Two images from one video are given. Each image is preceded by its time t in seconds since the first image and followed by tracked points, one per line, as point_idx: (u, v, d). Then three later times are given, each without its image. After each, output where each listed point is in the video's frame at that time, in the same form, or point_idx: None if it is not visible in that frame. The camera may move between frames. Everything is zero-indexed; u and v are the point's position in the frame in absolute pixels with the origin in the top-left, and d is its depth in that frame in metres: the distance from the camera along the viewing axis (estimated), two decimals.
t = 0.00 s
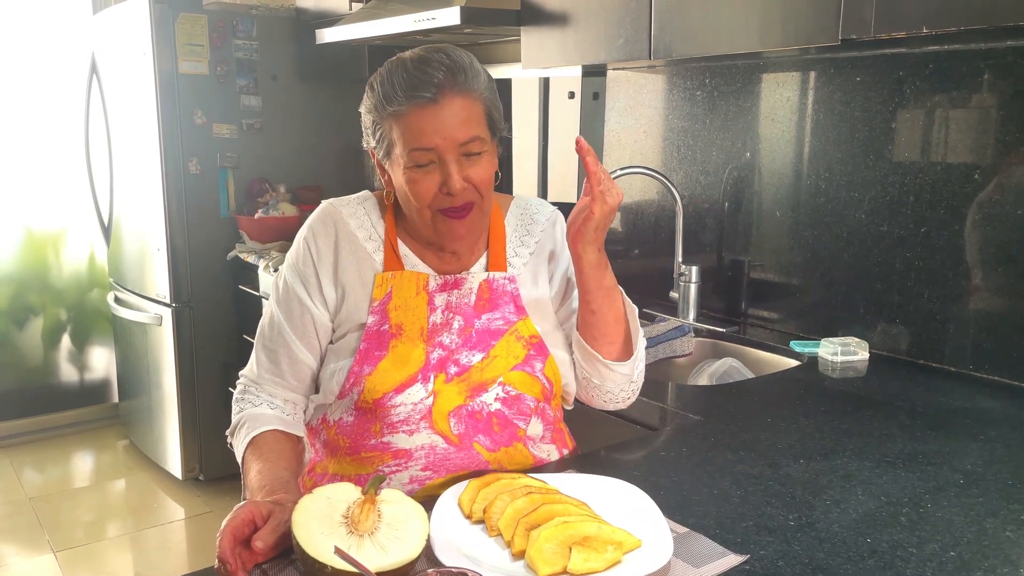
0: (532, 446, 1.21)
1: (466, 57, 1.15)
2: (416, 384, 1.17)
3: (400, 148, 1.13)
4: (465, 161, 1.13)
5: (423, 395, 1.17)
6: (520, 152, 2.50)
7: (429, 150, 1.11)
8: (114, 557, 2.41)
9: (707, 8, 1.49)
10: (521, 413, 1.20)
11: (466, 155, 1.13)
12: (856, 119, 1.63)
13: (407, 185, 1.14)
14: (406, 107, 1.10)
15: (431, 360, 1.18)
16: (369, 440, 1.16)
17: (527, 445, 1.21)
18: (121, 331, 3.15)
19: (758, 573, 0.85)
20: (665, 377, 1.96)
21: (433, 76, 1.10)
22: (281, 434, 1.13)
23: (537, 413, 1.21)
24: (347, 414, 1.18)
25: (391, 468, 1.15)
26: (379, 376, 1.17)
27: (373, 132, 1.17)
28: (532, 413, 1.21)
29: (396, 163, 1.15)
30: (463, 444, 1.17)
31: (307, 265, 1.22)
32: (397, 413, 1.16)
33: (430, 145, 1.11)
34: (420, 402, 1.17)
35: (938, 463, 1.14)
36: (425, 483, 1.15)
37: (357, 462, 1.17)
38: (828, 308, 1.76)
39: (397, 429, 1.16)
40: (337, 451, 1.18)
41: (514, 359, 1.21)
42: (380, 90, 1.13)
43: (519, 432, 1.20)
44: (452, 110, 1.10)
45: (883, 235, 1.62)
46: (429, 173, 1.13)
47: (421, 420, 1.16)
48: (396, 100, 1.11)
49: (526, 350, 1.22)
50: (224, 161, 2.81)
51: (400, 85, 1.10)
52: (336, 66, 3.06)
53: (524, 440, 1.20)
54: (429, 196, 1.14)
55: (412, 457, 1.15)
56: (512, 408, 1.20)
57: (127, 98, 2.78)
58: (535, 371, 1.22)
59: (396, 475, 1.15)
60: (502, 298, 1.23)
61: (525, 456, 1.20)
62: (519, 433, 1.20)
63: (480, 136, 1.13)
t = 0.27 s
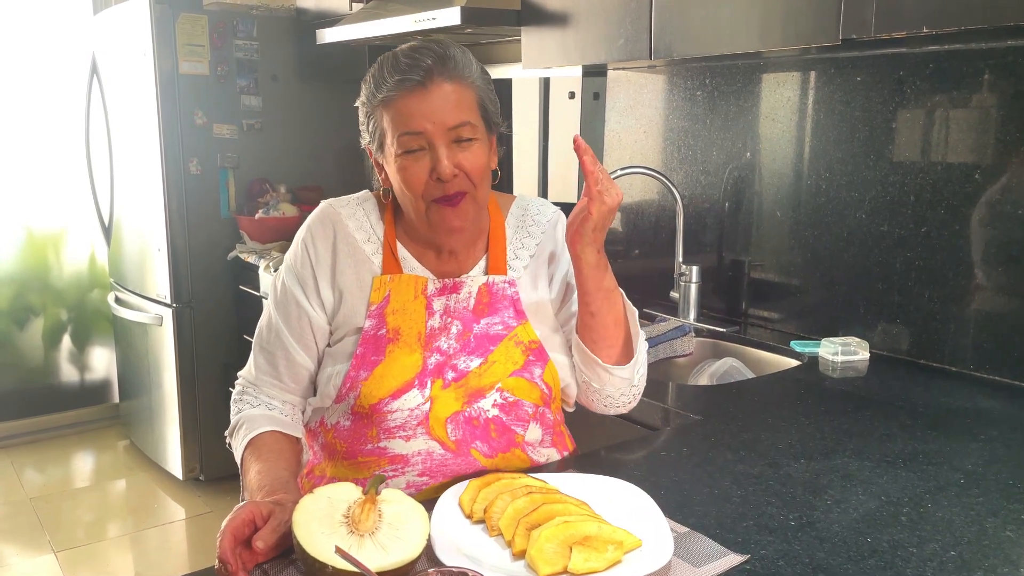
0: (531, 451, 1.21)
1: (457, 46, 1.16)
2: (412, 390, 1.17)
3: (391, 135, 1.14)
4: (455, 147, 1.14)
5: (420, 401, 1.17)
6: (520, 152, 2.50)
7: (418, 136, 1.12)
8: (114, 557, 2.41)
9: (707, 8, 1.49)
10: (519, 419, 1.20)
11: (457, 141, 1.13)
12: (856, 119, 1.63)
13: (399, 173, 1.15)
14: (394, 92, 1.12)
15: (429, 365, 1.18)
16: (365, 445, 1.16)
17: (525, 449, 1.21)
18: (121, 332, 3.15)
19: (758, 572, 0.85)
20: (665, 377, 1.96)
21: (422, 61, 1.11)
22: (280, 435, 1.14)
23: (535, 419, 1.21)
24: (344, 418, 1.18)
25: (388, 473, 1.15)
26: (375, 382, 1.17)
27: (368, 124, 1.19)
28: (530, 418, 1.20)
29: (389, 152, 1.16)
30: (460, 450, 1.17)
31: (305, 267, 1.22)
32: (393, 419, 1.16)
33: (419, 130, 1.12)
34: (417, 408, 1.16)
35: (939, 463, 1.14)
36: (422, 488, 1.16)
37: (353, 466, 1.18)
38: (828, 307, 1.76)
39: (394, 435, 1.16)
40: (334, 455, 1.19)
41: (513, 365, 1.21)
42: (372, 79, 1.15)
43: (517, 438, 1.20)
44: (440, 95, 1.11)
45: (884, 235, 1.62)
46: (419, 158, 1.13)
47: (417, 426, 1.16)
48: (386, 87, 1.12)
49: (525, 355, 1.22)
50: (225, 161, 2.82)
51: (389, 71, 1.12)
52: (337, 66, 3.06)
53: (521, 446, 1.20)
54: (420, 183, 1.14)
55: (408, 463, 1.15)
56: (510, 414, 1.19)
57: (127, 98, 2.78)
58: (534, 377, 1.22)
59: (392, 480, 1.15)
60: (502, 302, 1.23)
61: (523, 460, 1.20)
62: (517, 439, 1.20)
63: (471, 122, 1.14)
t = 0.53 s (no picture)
0: (527, 456, 1.22)
1: (446, 44, 1.18)
2: (408, 396, 1.17)
3: (381, 134, 1.16)
4: (443, 144, 1.15)
5: (415, 407, 1.17)
6: (520, 153, 2.50)
7: (406, 133, 1.14)
8: (115, 558, 2.42)
9: (706, 9, 1.50)
10: (516, 425, 1.21)
11: (445, 138, 1.15)
12: (855, 121, 1.64)
13: (388, 172, 1.17)
14: (382, 91, 1.14)
15: (425, 370, 1.19)
16: (360, 450, 1.17)
17: (521, 454, 1.22)
18: (122, 332, 3.16)
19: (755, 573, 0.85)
20: (665, 378, 1.97)
21: (410, 59, 1.13)
22: (278, 438, 1.14)
23: (532, 424, 1.22)
24: (340, 423, 1.19)
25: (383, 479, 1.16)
26: (370, 388, 1.17)
27: (359, 125, 1.21)
28: (527, 424, 1.22)
29: (379, 151, 1.18)
30: (456, 455, 1.17)
31: (301, 272, 1.22)
32: (388, 424, 1.17)
33: (407, 127, 1.14)
34: (412, 413, 1.17)
35: (936, 463, 1.14)
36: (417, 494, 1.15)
37: (350, 471, 1.18)
38: (827, 308, 1.76)
39: (389, 440, 1.16)
40: (331, 459, 1.20)
41: (509, 370, 1.22)
42: (361, 80, 1.17)
43: (513, 443, 1.21)
44: (428, 93, 1.13)
45: (882, 236, 1.62)
46: (408, 156, 1.15)
47: (413, 431, 1.17)
48: (374, 86, 1.14)
49: (522, 361, 1.23)
50: (225, 162, 2.82)
51: (377, 70, 1.14)
52: (337, 67, 3.07)
53: (518, 451, 1.21)
54: (408, 180, 1.16)
55: (404, 468, 1.15)
56: (507, 420, 1.21)
57: (128, 100, 2.79)
58: (531, 383, 1.22)
59: (388, 485, 1.15)
60: (498, 308, 1.24)
61: (520, 465, 1.21)
62: (513, 444, 1.21)
63: (459, 119, 1.16)
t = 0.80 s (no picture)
0: (525, 455, 1.22)
1: (436, 44, 1.19)
2: (405, 395, 1.17)
3: (371, 132, 1.17)
4: (432, 139, 1.16)
5: (412, 406, 1.17)
6: (520, 154, 2.51)
7: (395, 129, 1.15)
8: (115, 560, 2.42)
9: (706, 11, 1.50)
10: (513, 423, 1.22)
11: (434, 134, 1.16)
12: (854, 122, 1.64)
13: (378, 169, 1.18)
14: (372, 88, 1.15)
15: (421, 369, 1.19)
16: (359, 450, 1.17)
17: (519, 454, 1.22)
18: (121, 334, 3.16)
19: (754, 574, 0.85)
20: (664, 379, 1.97)
21: (399, 57, 1.14)
22: (278, 440, 1.14)
23: (530, 423, 1.23)
24: (337, 423, 1.19)
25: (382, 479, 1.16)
26: (367, 387, 1.17)
27: (351, 125, 1.22)
28: (524, 423, 1.23)
29: (370, 149, 1.19)
30: (453, 455, 1.17)
31: (297, 273, 1.23)
32: (386, 423, 1.17)
33: (396, 124, 1.15)
34: (410, 413, 1.17)
35: (935, 464, 1.14)
36: (416, 493, 1.15)
37: (348, 471, 1.18)
38: (826, 309, 1.76)
39: (387, 439, 1.16)
40: (329, 459, 1.20)
41: (506, 369, 1.22)
42: (352, 79, 1.19)
43: (511, 442, 1.21)
44: (416, 89, 1.14)
45: (881, 237, 1.63)
46: (397, 152, 1.16)
47: (410, 431, 1.16)
48: (363, 85, 1.15)
49: (518, 360, 1.23)
50: (225, 164, 2.82)
51: (367, 68, 1.15)
52: (337, 69, 3.07)
53: (515, 450, 1.21)
54: (398, 176, 1.16)
55: (402, 468, 1.15)
56: (504, 419, 1.21)
57: (127, 101, 2.79)
58: (528, 381, 1.23)
59: (387, 485, 1.15)
60: (494, 307, 1.24)
61: (517, 464, 1.21)
62: (511, 443, 1.21)
63: (448, 115, 1.17)
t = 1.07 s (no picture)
0: (523, 452, 1.20)
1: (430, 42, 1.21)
2: (403, 391, 1.17)
3: (367, 127, 1.19)
4: (427, 133, 1.17)
5: (410, 402, 1.17)
6: (519, 155, 2.51)
7: (390, 124, 1.16)
8: (114, 560, 2.41)
9: (705, 12, 1.50)
10: (509, 420, 1.20)
11: (429, 127, 1.17)
12: (852, 123, 1.64)
13: (375, 164, 1.19)
14: (367, 84, 1.17)
15: (419, 366, 1.18)
16: (357, 447, 1.17)
17: (517, 451, 1.20)
18: (120, 334, 3.16)
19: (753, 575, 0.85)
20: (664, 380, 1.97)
21: (394, 53, 1.16)
22: (277, 440, 1.14)
23: (528, 420, 1.21)
24: (336, 420, 1.19)
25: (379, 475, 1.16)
26: (365, 383, 1.17)
27: (348, 124, 1.24)
28: (522, 419, 1.20)
29: (366, 146, 1.21)
30: (451, 451, 1.17)
31: (295, 272, 1.23)
32: (384, 419, 1.16)
33: (391, 118, 1.16)
34: (407, 408, 1.17)
35: (934, 465, 1.14)
36: (413, 490, 1.15)
37: (347, 468, 1.18)
38: (825, 310, 1.76)
39: (385, 435, 1.16)
40: (327, 457, 1.20)
41: (503, 365, 1.21)
42: (349, 78, 1.21)
43: (508, 439, 1.19)
44: (410, 84, 1.16)
45: (880, 238, 1.62)
46: (393, 146, 1.17)
47: (408, 426, 1.16)
48: (359, 82, 1.17)
49: (514, 356, 1.22)
50: (224, 165, 2.82)
51: (362, 65, 1.17)
52: (336, 70, 3.07)
53: (513, 447, 1.20)
54: (393, 170, 1.17)
55: (400, 464, 1.15)
56: (500, 415, 1.19)
57: (127, 102, 2.79)
58: (524, 377, 1.22)
59: (385, 481, 1.15)
60: (491, 304, 1.23)
61: (515, 462, 1.20)
62: (508, 439, 1.19)
63: (443, 109, 1.18)
